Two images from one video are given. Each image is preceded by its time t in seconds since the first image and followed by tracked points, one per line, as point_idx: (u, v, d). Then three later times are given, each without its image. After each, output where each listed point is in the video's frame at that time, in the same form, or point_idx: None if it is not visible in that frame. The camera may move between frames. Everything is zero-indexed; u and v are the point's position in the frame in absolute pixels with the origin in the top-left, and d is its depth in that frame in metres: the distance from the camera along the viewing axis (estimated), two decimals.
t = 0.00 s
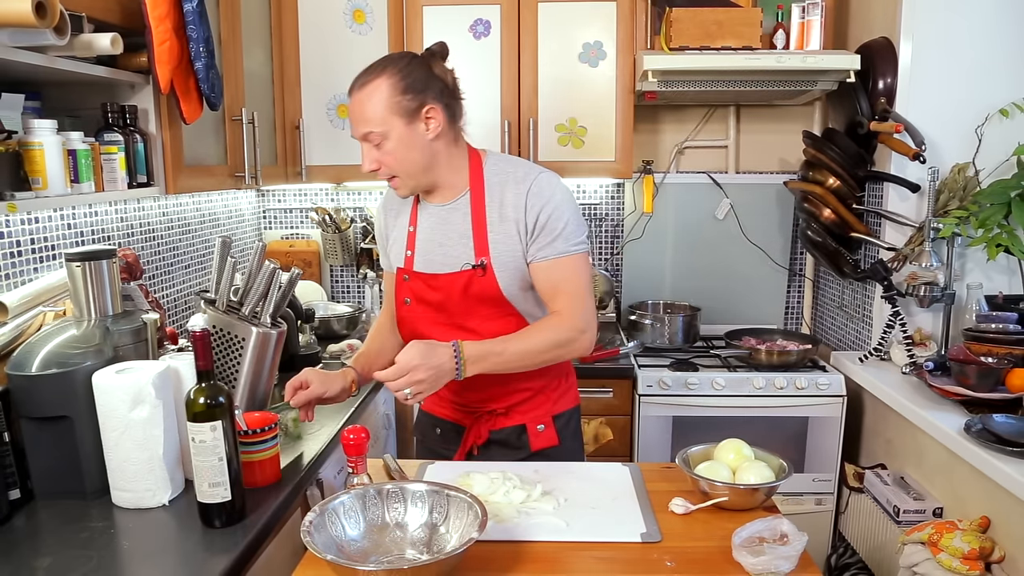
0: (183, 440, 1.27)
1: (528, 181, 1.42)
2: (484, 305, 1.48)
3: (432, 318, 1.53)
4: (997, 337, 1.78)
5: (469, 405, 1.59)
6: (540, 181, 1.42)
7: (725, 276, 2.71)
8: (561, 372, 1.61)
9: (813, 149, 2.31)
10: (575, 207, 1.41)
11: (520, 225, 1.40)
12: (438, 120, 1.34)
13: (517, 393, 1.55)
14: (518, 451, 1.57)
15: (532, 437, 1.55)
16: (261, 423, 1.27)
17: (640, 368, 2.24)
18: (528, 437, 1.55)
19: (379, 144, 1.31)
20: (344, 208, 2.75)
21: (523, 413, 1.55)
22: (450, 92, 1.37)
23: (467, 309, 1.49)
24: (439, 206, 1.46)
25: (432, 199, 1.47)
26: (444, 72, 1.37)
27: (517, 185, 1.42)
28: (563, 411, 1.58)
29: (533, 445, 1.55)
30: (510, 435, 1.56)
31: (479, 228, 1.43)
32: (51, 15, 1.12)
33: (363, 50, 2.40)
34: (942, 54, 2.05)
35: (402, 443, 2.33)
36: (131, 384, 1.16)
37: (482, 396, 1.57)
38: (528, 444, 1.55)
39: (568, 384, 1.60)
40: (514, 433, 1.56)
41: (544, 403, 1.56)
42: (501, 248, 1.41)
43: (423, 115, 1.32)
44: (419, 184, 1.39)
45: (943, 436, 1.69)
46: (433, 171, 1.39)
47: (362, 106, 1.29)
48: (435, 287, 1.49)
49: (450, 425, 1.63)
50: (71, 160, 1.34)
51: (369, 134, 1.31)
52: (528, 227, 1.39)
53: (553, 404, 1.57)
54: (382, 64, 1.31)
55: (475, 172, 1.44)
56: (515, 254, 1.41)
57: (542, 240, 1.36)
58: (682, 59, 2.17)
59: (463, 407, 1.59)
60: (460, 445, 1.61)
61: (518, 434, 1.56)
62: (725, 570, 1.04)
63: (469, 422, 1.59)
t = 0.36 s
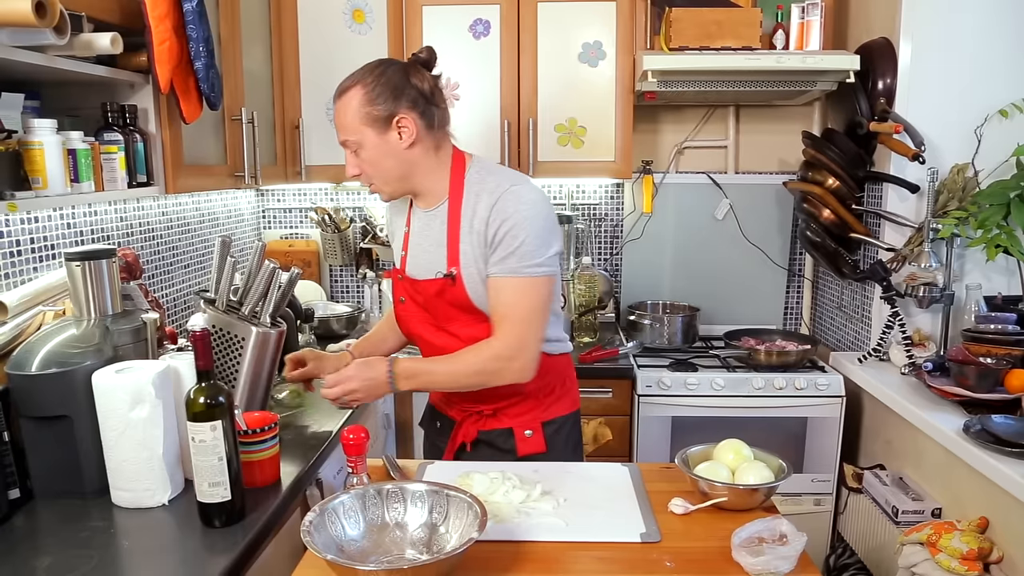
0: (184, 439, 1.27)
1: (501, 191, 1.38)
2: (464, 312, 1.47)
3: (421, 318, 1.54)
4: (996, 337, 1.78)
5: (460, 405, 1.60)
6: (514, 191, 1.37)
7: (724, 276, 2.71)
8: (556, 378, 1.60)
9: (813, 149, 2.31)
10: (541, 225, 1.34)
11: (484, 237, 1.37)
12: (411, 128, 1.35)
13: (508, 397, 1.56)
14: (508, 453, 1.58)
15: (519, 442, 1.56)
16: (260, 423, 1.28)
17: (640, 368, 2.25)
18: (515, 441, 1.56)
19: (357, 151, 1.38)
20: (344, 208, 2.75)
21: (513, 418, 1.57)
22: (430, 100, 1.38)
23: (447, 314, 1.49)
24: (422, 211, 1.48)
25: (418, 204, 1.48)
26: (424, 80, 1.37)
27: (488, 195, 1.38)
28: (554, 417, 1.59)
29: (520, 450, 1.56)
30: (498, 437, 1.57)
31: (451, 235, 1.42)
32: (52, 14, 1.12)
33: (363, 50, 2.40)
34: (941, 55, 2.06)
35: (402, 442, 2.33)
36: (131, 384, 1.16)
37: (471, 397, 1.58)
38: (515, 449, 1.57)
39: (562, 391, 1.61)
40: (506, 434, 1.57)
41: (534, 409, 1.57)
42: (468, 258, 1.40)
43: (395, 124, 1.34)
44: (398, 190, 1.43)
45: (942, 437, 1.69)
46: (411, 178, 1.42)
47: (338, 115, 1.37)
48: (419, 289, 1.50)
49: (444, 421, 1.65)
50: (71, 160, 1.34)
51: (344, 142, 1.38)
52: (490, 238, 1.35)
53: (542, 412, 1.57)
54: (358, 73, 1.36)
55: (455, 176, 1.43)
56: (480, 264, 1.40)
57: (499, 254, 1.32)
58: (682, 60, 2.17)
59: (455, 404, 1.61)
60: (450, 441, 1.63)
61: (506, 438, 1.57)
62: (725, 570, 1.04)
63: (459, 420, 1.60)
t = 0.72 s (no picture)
0: (184, 440, 1.27)
1: (459, 212, 1.40)
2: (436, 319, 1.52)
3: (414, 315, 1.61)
4: (994, 337, 1.78)
5: (455, 404, 1.69)
6: (469, 218, 1.39)
7: (723, 276, 2.72)
8: (542, 386, 1.61)
9: (811, 150, 2.31)
10: (472, 259, 1.36)
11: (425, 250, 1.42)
12: (397, 143, 1.41)
13: (490, 402, 1.62)
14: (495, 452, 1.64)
15: (504, 444, 1.62)
16: (260, 423, 1.28)
17: (639, 368, 2.25)
18: (501, 443, 1.63)
19: (342, 161, 1.43)
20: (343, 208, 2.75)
21: (495, 422, 1.63)
22: (418, 117, 1.43)
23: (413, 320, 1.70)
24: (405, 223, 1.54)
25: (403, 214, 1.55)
26: (414, 97, 1.43)
27: (445, 212, 1.41)
28: (540, 424, 1.62)
29: (504, 452, 1.63)
30: (487, 437, 1.64)
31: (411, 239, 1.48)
32: (53, 15, 1.13)
33: (362, 51, 2.40)
34: (938, 56, 2.06)
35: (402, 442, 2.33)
36: (131, 384, 1.16)
37: (463, 397, 1.65)
38: (498, 450, 1.64)
39: (552, 398, 1.62)
40: (493, 435, 1.63)
41: (518, 415, 1.62)
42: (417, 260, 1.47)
43: (383, 138, 1.39)
44: (380, 201, 1.49)
45: (940, 436, 1.69)
46: (393, 191, 1.47)
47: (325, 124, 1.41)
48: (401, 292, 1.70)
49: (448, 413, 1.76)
50: (71, 161, 1.34)
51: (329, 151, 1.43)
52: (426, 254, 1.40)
53: (524, 421, 1.62)
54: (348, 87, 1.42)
55: (427, 189, 1.46)
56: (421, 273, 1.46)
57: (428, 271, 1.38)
58: (680, 61, 2.17)
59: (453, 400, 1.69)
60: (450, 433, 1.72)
61: (492, 440, 1.64)
62: (724, 569, 1.04)
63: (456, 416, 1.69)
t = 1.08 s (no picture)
0: (183, 440, 1.27)
1: (458, 214, 1.40)
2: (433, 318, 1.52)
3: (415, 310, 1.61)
4: (992, 338, 1.78)
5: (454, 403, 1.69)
6: (467, 220, 1.39)
7: (722, 277, 2.72)
8: (541, 386, 1.62)
9: (810, 150, 2.31)
10: (470, 261, 1.37)
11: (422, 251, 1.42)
12: (398, 147, 1.41)
13: (489, 401, 1.62)
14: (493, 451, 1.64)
15: (502, 442, 1.62)
16: (259, 423, 1.28)
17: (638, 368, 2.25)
18: (499, 441, 1.63)
19: (341, 163, 1.43)
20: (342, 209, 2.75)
21: (495, 421, 1.63)
22: (418, 120, 1.44)
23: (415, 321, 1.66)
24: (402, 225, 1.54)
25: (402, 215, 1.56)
26: (414, 101, 1.43)
27: (442, 214, 1.41)
28: (538, 422, 1.62)
29: (502, 451, 1.62)
30: (486, 436, 1.64)
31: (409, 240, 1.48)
32: (52, 15, 1.13)
33: (361, 51, 2.40)
34: (937, 57, 2.07)
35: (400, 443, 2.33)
36: (130, 384, 1.16)
37: (462, 395, 1.65)
38: (496, 450, 1.64)
39: (550, 398, 1.62)
40: (491, 434, 1.64)
41: (516, 413, 1.62)
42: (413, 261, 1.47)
43: (383, 141, 1.39)
44: (378, 203, 1.49)
45: (939, 437, 1.69)
46: (393, 194, 1.47)
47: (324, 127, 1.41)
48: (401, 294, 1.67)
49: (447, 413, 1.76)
50: (70, 161, 1.34)
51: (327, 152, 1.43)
52: (423, 256, 1.40)
53: (522, 419, 1.62)
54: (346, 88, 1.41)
55: (424, 191, 1.46)
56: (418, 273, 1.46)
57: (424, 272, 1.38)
58: (680, 61, 2.17)
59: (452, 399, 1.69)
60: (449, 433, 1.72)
61: (490, 439, 1.64)
62: (723, 570, 1.04)
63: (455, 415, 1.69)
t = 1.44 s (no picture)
0: (182, 440, 1.27)
1: (493, 188, 1.36)
2: (453, 309, 1.46)
3: (417, 315, 1.54)
4: (992, 338, 1.79)
5: (456, 402, 1.64)
6: (506, 189, 1.35)
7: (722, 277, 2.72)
8: (550, 373, 1.61)
9: (808, 151, 2.31)
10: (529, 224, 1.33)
11: (473, 231, 1.35)
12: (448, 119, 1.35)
13: (502, 392, 1.59)
14: (503, 446, 1.61)
15: (516, 434, 1.59)
16: (259, 423, 1.28)
17: (637, 369, 2.25)
18: (512, 434, 1.60)
19: (403, 145, 1.27)
20: (341, 209, 2.75)
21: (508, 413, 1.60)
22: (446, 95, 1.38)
23: (440, 312, 1.49)
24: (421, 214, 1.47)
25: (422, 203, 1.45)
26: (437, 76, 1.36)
27: (478, 192, 1.37)
28: (549, 411, 1.61)
29: (516, 442, 1.59)
30: (496, 430, 1.61)
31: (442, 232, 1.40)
32: (51, 16, 1.13)
33: (360, 51, 2.41)
34: (937, 57, 2.07)
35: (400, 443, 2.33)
36: (129, 384, 1.16)
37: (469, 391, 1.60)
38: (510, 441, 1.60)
39: (558, 385, 1.63)
40: (503, 427, 1.60)
41: (529, 403, 1.60)
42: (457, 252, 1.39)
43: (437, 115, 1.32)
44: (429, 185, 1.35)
45: (939, 437, 1.69)
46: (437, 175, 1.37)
47: (378, 107, 1.24)
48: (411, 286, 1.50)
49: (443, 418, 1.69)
50: (69, 161, 1.34)
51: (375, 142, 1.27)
52: (479, 230, 1.33)
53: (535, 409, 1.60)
54: (377, 70, 1.28)
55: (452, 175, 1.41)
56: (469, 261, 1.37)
57: (482, 251, 1.31)
58: (680, 61, 2.17)
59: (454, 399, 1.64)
60: (450, 436, 1.67)
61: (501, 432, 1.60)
62: (723, 570, 1.04)
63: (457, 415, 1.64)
